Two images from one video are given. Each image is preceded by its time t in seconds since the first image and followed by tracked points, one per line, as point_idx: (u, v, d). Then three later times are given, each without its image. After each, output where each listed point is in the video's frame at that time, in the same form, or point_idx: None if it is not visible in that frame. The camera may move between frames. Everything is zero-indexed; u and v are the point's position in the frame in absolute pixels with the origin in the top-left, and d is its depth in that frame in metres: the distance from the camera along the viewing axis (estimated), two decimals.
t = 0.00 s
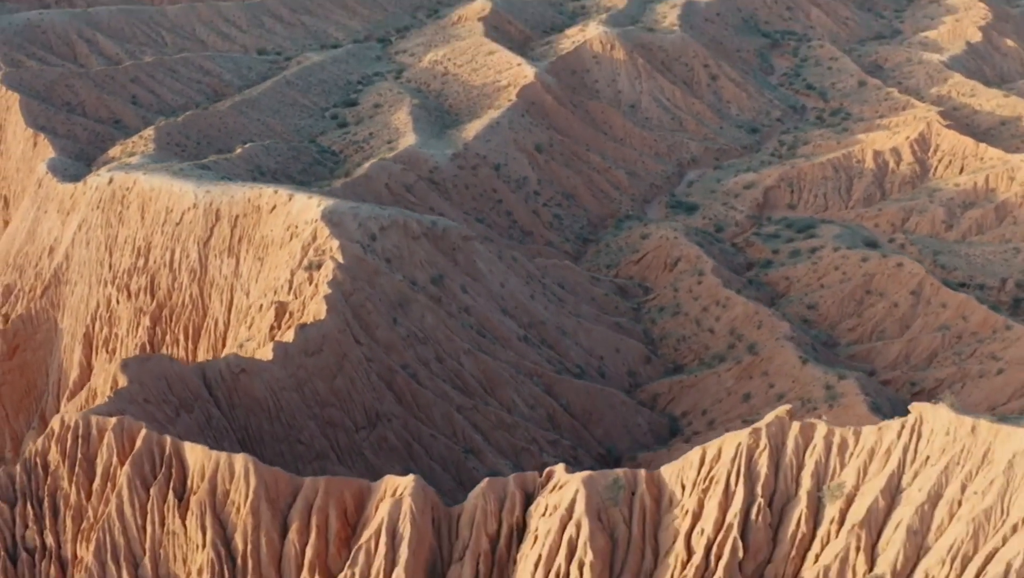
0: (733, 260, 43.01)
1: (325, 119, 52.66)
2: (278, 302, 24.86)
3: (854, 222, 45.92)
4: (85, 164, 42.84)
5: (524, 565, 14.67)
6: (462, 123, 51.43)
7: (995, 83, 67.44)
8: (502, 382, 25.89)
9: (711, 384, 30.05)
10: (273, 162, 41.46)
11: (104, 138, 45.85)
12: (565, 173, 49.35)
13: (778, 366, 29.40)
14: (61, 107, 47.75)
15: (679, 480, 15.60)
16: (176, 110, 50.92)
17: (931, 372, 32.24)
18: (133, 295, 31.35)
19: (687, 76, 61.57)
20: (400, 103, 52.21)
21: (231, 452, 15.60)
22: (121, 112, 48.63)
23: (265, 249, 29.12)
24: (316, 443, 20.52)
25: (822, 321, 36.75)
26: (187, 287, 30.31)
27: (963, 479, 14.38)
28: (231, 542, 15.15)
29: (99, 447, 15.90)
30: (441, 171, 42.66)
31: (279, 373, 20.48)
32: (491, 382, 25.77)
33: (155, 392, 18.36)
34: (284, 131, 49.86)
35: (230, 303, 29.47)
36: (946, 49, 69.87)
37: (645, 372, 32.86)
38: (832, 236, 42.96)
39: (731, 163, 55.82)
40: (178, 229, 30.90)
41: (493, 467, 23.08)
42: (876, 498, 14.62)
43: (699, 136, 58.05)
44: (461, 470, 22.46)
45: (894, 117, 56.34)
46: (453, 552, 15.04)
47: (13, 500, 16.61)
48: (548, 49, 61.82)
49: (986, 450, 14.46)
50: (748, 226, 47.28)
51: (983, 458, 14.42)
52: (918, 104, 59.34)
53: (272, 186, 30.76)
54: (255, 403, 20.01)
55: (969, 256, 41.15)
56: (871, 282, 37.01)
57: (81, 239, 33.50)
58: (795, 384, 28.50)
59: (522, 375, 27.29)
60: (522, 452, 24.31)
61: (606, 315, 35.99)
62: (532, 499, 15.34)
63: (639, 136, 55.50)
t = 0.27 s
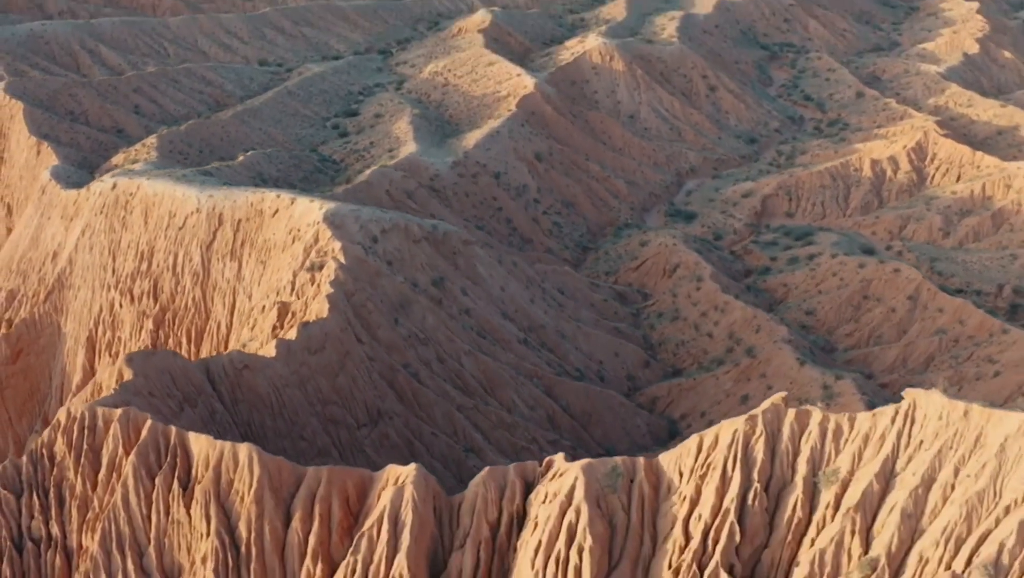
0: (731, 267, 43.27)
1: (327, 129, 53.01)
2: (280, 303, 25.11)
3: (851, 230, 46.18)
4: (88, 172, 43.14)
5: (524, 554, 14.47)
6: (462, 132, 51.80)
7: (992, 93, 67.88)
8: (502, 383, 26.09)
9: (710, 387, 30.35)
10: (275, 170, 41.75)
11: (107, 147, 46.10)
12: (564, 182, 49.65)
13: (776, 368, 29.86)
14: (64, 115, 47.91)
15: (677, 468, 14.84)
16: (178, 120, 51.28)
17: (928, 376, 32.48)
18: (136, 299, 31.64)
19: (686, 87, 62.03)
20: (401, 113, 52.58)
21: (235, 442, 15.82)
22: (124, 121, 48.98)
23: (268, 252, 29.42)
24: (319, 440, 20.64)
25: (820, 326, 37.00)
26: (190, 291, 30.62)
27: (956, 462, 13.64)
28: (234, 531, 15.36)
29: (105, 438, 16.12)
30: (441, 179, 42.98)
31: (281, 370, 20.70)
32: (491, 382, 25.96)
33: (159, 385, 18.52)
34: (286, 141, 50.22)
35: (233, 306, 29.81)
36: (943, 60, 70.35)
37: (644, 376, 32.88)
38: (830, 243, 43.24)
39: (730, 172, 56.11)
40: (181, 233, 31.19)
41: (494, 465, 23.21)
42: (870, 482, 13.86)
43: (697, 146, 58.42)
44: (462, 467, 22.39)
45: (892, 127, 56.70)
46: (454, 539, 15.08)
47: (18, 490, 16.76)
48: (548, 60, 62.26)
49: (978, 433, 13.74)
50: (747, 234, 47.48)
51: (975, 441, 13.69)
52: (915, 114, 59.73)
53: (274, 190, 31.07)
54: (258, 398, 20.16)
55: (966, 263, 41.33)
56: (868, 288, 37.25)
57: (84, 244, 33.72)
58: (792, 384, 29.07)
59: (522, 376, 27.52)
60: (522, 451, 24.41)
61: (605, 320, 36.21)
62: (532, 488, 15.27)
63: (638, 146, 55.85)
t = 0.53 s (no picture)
0: (729, 275, 43.57)
1: (328, 140, 53.40)
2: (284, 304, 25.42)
3: (849, 239, 46.47)
4: (91, 180, 43.45)
5: (523, 540, 14.60)
6: (462, 143, 52.22)
7: (989, 106, 68.37)
8: (503, 384, 26.30)
9: (708, 391, 30.70)
10: (278, 178, 42.07)
11: (111, 157, 46.41)
12: (564, 192, 49.95)
13: (774, 370, 30.28)
14: (68, 126, 48.19)
15: (674, 454, 14.79)
16: (180, 131, 51.66)
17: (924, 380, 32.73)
18: (140, 304, 31.93)
19: (685, 99, 62.53)
20: (402, 124, 53.02)
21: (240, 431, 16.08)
22: (127, 132, 49.36)
23: (270, 256, 29.73)
24: (322, 436, 20.74)
25: (817, 332, 37.28)
26: (193, 295, 30.94)
27: (948, 444, 13.25)
28: (239, 518, 15.62)
29: (112, 428, 16.37)
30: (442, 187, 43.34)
31: (285, 366, 20.97)
32: (491, 383, 26.17)
33: (164, 379, 18.83)
34: (288, 151, 50.63)
35: (236, 310, 30.12)
36: (941, 73, 70.88)
37: (643, 381, 33.01)
38: (827, 251, 43.57)
39: (728, 183, 56.43)
40: (185, 238, 31.50)
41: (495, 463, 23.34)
42: (863, 464, 13.54)
43: (696, 157, 58.83)
44: (463, 466, 22.30)
45: (889, 138, 57.12)
46: (455, 526, 15.33)
47: (25, 480, 16.93)
48: (548, 74, 62.77)
49: (970, 414, 13.33)
50: (745, 243, 47.71)
51: (967, 423, 13.26)
52: (912, 125, 60.15)
53: (277, 195, 31.39)
54: (261, 393, 20.37)
55: (963, 271, 41.52)
56: (865, 294, 37.58)
57: (88, 250, 34.01)
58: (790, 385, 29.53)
59: (522, 378, 27.75)
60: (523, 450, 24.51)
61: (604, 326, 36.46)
62: (533, 476, 15.49)
63: (637, 157, 56.22)
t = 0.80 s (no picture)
0: (728, 282, 43.78)
1: (329, 149, 53.71)
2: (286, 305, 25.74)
3: (847, 247, 46.67)
4: (94, 188, 43.71)
5: (524, 527, 14.81)
6: (463, 152, 52.57)
7: (986, 116, 68.74)
8: (503, 385, 26.42)
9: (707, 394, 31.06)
10: (279, 186, 42.32)
11: (113, 165, 46.71)
12: (564, 200, 50.18)
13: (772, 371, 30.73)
14: (71, 134, 48.49)
15: (672, 442, 14.96)
16: (183, 140, 51.98)
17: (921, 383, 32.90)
18: (143, 308, 32.19)
19: (683, 110, 62.93)
20: (402, 134, 53.38)
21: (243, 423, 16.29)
22: (130, 141, 49.69)
23: (272, 260, 30.02)
24: (324, 434, 20.78)
25: (815, 338, 37.48)
26: (196, 299, 31.22)
27: (940, 430, 13.29)
28: (243, 508, 15.83)
29: (117, 420, 16.57)
30: (442, 195, 43.63)
31: (287, 364, 21.20)
32: (492, 384, 26.31)
33: (169, 374, 19.13)
34: (289, 160, 50.97)
35: (239, 314, 30.39)
36: (938, 85, 71.28)
37: (643, 385, 33.14)
38: (825, 259, 43.81)
39: (727, 193, 56.64)
40: (188, 243, 31.75)
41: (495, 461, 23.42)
42: (857, 451, 13.62)
43: (695, 167, 59.14)
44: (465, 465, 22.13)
45: (886, 148, 57.42)
46: (457, 515, 15.55)
47: (31, 472, 17.11)
48: (548, 85, 63.16)
49: (961, 399, 13.33)
50: (744, 251, 47.84)
51: (959, 410, 13.27)
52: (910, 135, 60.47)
53: (279, 200, 31.64)
54: (264, 390, 20.59)
55: (960, 277, 41.66)
56: (863, 300, 37.82)
57: (91, 255, 34.23)
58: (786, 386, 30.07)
59: (522, 380, 27.91)
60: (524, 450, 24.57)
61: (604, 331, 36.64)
62: (533, 466, 15.68)
63: (636, 166, 56.50)
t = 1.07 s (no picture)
0: (727, 289, 43.99)
1: (330, 158, 54.00)
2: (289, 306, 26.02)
3: (845, 254, 46.85)
4: (97, 196, 43.95)
5: (524, 515, 15.04)
6: (462, 160, 52.89)
7: (983, 127, 69.07)
8: (503, 387, 26.52)
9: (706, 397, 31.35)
10: (281, 194, 42.55)
11: (116, 172, 46.96)
12: (563, 208, 50.38)
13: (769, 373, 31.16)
14: (73, 143, 48.73)
15: (670, 432, 15.21)
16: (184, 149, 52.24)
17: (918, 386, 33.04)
18: (146, 312, 32.43)
19: (682, 120, 63.32)
20: (403, 143, 53.73)
21: (248, 414, 16.51)
22: (133, 150, 49.98)
23: (275, 264, 30.28)
24: (325, 430, 20.86)
25: (813, 343, 37.70)
26: (199, 303, 31.52)
27: (933, 417, 13.52)
28: (246, 498, 16.02)
29: (123, 412, 16.81)
30: (443, 202, 43.89)
31: (290, 361, 21.42)
32: (492, 385, 26.42)
33: (174, 369, 19.43)
34: (291, 169, 51.29)
35: (241, 317, 30.65)
36: (936, 95, 71.68)
37: (642, 389, 33.27)
38: (823, 265, 44.04)
39: (726, 202, 56.79)
40: (190, 247, 31.99)
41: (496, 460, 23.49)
42: (852, 437, 13.85)
43: (694, 177, 59.41)
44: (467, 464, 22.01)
45: (884, 158, 57.69)
46: (458, 504, 15.79)
47: (37, 464, 17.30)
48: (547, 95, 63.51)
49: (954, 386, 13.56)
50: (742, 258, 47.94)
51: (951, 396, 13.51)
52: (908, 145, 60.76)
53: (281, 204, 31.91)
54: (267, 386, 20.79)
55: (957, 284, 41.79)
56: (861, 305, 38.05)
57: (95, 260, 34.42)
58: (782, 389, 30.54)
59: (522, 381, 28.06)
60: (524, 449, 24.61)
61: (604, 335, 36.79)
62: (532, 456, 15.90)
63: (635, 175, 56.77)
